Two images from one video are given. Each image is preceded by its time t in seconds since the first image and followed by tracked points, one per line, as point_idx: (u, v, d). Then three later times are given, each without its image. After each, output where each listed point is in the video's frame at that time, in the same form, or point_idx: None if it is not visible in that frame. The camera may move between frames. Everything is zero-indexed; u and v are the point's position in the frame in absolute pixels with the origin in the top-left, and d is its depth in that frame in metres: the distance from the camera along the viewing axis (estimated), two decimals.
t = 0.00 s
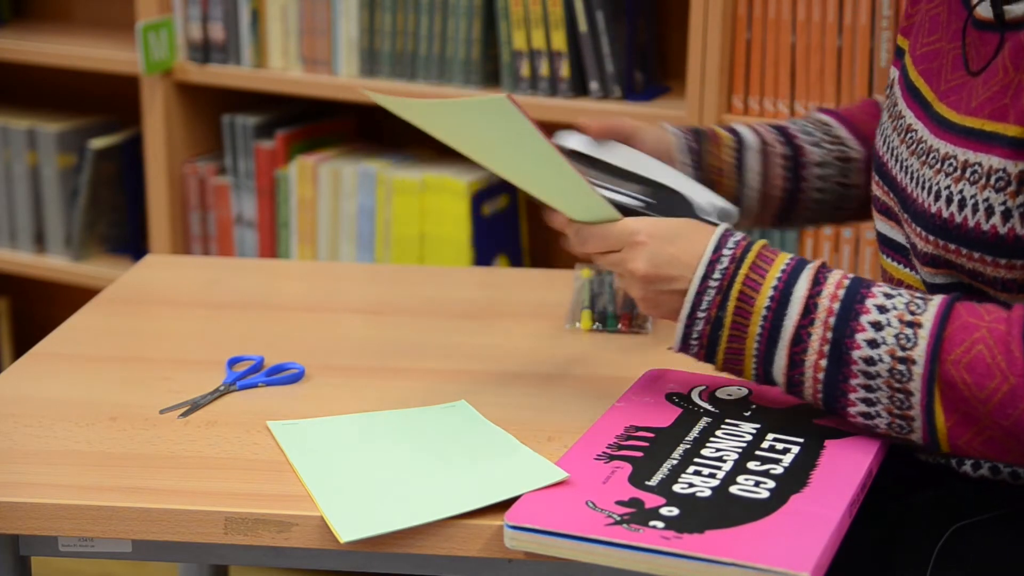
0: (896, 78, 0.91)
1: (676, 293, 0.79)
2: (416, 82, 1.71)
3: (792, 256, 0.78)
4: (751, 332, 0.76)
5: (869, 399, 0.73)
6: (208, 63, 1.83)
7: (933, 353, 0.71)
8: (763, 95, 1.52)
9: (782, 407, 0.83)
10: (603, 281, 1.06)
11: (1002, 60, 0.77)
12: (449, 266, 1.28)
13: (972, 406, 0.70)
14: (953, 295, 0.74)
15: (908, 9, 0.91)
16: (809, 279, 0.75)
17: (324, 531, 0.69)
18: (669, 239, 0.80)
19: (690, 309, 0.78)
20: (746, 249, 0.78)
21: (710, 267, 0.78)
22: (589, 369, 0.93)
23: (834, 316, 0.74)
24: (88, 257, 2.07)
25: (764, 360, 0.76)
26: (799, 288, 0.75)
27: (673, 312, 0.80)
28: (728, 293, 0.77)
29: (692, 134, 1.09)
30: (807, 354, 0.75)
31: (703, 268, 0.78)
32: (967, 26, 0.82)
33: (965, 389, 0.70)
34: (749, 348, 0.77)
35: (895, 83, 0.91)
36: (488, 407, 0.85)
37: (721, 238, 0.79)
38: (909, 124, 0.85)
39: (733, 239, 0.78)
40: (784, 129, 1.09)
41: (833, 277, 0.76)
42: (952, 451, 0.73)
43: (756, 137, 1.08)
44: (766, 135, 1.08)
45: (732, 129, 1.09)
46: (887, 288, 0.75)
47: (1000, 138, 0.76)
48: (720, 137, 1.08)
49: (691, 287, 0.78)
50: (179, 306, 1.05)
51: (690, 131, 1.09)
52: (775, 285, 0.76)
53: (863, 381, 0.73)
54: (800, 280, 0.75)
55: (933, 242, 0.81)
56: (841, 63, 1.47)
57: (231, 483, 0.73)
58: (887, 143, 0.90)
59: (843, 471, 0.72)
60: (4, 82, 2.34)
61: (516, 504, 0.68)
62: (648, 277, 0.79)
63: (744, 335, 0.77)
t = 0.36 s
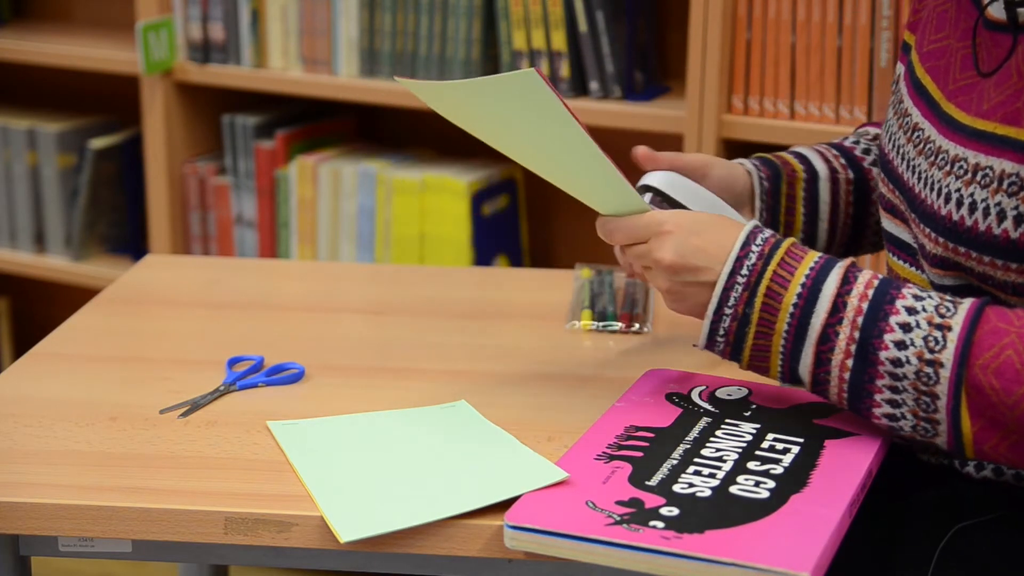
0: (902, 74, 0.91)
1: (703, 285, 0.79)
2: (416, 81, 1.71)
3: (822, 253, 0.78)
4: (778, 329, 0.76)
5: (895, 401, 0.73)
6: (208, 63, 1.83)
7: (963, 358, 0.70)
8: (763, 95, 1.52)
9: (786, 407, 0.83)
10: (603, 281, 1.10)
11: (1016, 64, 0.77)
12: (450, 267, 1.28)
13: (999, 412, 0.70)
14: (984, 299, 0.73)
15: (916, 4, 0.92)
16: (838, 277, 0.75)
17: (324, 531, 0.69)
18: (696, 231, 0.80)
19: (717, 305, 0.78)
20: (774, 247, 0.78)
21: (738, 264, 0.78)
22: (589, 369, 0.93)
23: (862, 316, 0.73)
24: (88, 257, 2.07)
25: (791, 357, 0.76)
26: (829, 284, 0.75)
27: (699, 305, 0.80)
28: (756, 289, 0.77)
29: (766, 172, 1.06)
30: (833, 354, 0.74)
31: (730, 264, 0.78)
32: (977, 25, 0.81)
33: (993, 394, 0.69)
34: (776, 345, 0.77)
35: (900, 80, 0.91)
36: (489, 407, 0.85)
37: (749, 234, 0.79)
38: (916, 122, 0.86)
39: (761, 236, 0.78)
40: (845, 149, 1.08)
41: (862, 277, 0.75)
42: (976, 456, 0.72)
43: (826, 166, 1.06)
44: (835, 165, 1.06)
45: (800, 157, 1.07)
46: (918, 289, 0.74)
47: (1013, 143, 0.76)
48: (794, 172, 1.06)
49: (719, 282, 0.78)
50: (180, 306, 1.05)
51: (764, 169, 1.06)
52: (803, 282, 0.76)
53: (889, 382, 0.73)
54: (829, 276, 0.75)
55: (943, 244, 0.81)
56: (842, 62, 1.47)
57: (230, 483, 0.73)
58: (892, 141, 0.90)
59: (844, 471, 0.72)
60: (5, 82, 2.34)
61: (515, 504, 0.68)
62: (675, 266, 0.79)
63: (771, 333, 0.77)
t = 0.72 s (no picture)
0: (901, 75, 0.91)
1: (717, 284, 0.79)
2: (416, 81, 1.71)
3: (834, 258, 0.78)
4: (790, 333, 0.76)
5: (905, 408, 0.73)
6: (208, 63, 1.83)
7: (973, 365, 0.70)
8: (763, 95, 1.52)
9: (786, 407, 0.83)
10: (603, 281, 1.09)
11: (1014, 70, 0.77)
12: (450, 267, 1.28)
13: (1009, 420, 0.69)
14: (995, 307, 0.73)
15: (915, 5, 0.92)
16: (850, 283, 0.75)
17: (324, 531, 0.69)
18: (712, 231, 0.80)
19: (730, 308, 0.78)
20: (787, 252, 0.78)
21: (751, 268, 0.77)
22: (589, 369, 0.93)
23: (873, 322, 0.73)
24: (88, 257, 2.07)
25: (803, 361, 0.76)
26: (841, 289, 0.75)
27: (709, 306, 0.80)
28: (768, 294, 0.77)
29: (762, 179, 1.05)
30: (845, 359, 0.74)
31: (743, 269, 0.78)
32: (977, 29, 0.81)
33: (1003, 403, 0.69)
34: (787, 349, 0.77)
35: (900, 81, 0.91)
36: (489, 407, 0.85)
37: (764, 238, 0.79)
38: (916, 125, 0.86)
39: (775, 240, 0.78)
40: (844, 150, 1.07)
41: (873, 284, 0.75)
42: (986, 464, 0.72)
43: (823, 171, 1.06)
44: (832, 171, 1.06)
45: (799, 160, 1.07)
46: (930, 296, 0.74)
47: (1012, 150, 0.76)
48: (791, 181, 1.06)
49: (731, 286, 0.78)
50: (180, 306, 1.05)
51: (764, 173, 1.06)
52: (815, 287, 0.76)
53: (899, 389, 0.73)
54: (841, 282, 0.75)
55: (944, 249, 0.81)
56: (842, 62, 1.47)
57: (231, 483, 0.73)
58: (893, 143, 0.90)
59: (844, 471, 0.72)
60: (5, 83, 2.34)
61: (515, 504, 0.68)
62: (690, 263, 0.79)
63: (783, 338, 0.77)
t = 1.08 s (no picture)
0: (900, 76, 0.91)
1: (724, 283, 0.79)
2: (416, 82, 1.72)
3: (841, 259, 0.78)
4: (796, 333, 0.76)
5: (910, 409, 0.73)
6: (208, 63, 1.83)
7: (979, 367, 0.70)
8: (763, 95, 1.52)
9: (786, 407, 0.83)
10: (603, 281, 1.09)
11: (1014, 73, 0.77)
12: (450, 267, 1.28)
13: (1015, 422, 0.69)
14: (1002, 309, 0.73)
15: (914, 6, 0.92)
16: (857, 284, 0.75)
17: (324, 531, 0.69)
18: (719, 230, 0.80)
19: (736, 308, 0.78)
20: (794, 252, 0.78)
21: (758, 267, 0.77)
22: (589, 370, 0.93)
23: (879, 323, 0.73)
24: (88, 257, 2.07)
25: (808, 362, 0.76)
26: (847, 290, 0.75)
27: (717, 305, 0.80)
28: (774, 294, 0.77)
29: (759, 179, 1.06)
30: (850, 360, 0.74)
31: (749, 269, 0.78)
32: (977, 30, 0.81)
33: (1009, 405, 0.69)
34: (793, 349, 0.77)
35: (900, 82, 0.91)
36: (490, 407, 0.85)
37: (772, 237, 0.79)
38: (916, 127, 0.86)
39: (783, 240, 0.78)
40: (843, 150, 1.07)
41: (880, 285, 0.75)
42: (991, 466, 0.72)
43: (822, 172, 1.06)
44: (830, 171, 1.06)
45: (799, 160, 1.06)
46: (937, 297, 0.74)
47: (1012, 153, 0.76)
48: (790, 181, 1.06)
49: (738, 286, 0.78)
50: (180, 306, 1.05)
51: (762, 174, 1.06)
52: (822, 287, 0.76)
53: (905, 390, 0.73)
54: (848, 282, 0.75)
55: (945, 251, 0.81)
56: (842, 63, 1.47)
57: (231, 483, 0.73)
58: (893, 144, 0.90)
59: (844, 471, 0.72)
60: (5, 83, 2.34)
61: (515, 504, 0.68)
62: (697, 261, 0.79)
63: (789, 338, 0.77)
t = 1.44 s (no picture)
0: (899, 77, 0.91)
1: (725, 282, 0.79)
2: (416, 82, 1.72)
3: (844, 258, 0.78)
4: (797, 333, 0.76)
5: (910, 408, 0.73)
6: (208, 63, 1.83)
7: (978, 366, 0.70)
8: (763, 95, 1.52)
9: (786, 407, 0.83)
10: (603, 281, 1.09)
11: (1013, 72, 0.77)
12: (450, 266, 1.28)
13: (1014, 421, 0.69)
14: (1002, 308, 0.73)
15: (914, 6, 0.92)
16: (857, 284, 0.75)
17: (324, 531, 0.69)
18: (721, 229, 0.80)
19: (737, 308, 0.78)
20: (796, 251, 0.78)
21: (760, 266, 0.77)
22: (589, 370, 0.93)
23: (879, 322, 0.73)
24: (88, 257, 2.07)
25: (808, 360, 0.76)
26: (847, 289, 0.75)
27: (718, 304, 0.80)
28: (775, 293, 0.77)
29: (758, 181, 1.05)
30: (851, 359, 0.74)
31: (751, 267, 0.78)
32: (977, 31, 0.81)
33: (1008, 404, 0.69)
34: (793, 349, 0.77)
35: (899, 83, 0.91)
36: (489, 407, 0.85)
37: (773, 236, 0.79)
38: (916, 128, 0.86)
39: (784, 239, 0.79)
40: (842, 151, 1.07)
41: (881, 284, 0.75)
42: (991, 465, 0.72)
43: (820, 172, 1.06)
44: (830, 171, 1.06)
45: (797, 161, 1.06)
46: (937, 297, 0.74)
47: (1011, 153, 0.76)
48: (789, 180, 1.06)
49: (739, 284, 0.78)
50: (179, 306, 1.05)
51: (761, 175, 1.06)
52: (823, 286, 0.76)
53: (905, 389, 0.73)
54: (849, 282, 0.75)
55: (944, 252, 0.81)
56: (842, 62, 1.47)
57: (231, 483, 0.72)
58: (893, 145, 0.90)
59: (843, 471, 0.72)
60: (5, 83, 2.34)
61: (515, 504, 0.68)
62: (698, 260, 0.80)
63: (789, 336, 0.77)
